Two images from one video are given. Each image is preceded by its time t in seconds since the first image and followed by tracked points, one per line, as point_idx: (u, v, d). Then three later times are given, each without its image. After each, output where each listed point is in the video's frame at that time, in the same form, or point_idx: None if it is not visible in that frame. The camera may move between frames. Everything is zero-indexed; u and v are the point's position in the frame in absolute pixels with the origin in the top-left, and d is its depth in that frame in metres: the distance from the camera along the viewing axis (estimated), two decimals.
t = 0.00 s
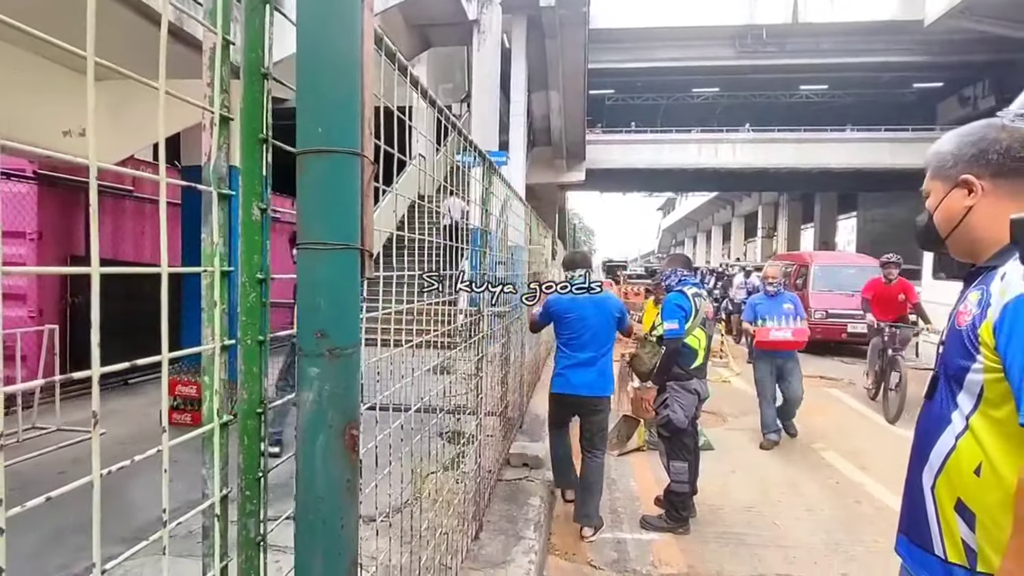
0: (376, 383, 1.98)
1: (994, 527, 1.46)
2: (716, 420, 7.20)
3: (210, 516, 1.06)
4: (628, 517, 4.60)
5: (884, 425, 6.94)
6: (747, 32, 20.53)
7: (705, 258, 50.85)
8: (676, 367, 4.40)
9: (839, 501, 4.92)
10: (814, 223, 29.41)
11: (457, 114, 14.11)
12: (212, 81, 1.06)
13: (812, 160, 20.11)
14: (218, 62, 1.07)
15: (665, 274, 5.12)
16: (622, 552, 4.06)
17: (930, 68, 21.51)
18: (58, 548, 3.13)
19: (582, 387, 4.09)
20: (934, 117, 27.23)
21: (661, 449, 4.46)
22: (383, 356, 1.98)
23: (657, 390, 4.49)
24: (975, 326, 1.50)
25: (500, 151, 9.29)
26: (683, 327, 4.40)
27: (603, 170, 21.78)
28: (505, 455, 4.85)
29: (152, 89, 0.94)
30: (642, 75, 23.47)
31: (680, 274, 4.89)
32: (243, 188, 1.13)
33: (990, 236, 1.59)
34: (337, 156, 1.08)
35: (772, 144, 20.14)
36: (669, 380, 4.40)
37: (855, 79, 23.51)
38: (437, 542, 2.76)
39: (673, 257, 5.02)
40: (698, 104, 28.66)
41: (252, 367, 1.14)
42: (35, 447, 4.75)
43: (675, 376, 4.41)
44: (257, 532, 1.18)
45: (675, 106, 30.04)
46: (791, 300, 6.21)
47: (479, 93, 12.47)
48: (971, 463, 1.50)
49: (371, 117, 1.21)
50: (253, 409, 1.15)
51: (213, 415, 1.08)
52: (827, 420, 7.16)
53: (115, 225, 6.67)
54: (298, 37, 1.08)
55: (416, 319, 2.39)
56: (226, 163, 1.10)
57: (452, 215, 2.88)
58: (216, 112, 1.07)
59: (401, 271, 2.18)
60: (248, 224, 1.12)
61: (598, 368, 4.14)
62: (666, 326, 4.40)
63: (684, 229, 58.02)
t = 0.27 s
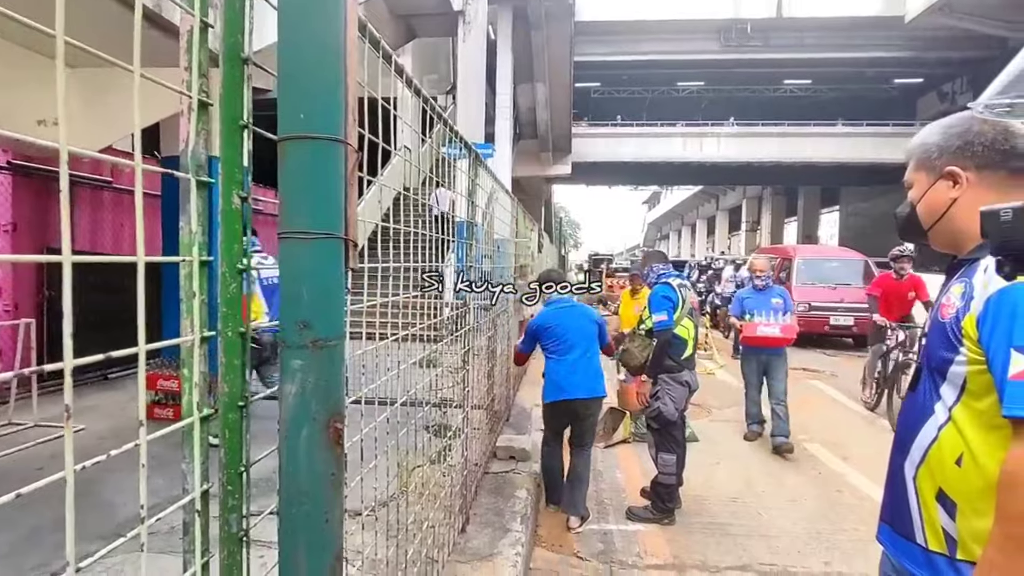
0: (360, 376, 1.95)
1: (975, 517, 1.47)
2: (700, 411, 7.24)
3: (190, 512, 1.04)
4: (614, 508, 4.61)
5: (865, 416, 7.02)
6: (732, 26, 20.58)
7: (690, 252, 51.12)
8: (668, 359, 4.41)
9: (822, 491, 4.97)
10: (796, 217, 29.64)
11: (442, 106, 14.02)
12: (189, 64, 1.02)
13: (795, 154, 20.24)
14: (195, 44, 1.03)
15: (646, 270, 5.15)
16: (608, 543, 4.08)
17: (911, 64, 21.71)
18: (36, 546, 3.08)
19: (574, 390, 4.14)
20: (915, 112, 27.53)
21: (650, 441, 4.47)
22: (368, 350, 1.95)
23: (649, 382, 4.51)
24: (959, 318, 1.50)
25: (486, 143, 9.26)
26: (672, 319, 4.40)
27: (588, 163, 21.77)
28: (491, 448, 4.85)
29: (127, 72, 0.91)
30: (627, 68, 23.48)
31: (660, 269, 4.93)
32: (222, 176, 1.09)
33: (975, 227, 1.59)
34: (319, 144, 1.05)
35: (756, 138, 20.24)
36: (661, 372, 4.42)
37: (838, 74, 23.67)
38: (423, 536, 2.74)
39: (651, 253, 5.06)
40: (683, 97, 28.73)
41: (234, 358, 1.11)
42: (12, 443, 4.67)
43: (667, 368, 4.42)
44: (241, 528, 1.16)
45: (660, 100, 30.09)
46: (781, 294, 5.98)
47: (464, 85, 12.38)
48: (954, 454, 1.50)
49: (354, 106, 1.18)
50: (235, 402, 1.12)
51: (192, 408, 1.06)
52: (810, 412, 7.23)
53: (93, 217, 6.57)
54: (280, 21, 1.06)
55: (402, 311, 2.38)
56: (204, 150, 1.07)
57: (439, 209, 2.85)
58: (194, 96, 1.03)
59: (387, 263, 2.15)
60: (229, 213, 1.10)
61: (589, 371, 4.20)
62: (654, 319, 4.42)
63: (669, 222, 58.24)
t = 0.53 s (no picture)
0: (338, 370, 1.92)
1: (945, 505, 1.49)
2: (682, 403, 7.29)
3: (159, 508, 1.01)
4: (596, 500, 4.63)
5: (842, 406, 7.12)
6: (714, 20, 20.65)
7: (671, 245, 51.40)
8: (652, 350, 4.41)
9: (799, 480, 5.03)
10: (776, 211, 29.90)
11: (425, 98, 13.91)
12: (154, 48, 0.99)
13: (775, 148, 20.40)
14: (160, 27, 0.99)
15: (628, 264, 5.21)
16: (589, 534, 4.09)
17: (889, 59, 21.96)
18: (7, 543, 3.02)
19: (562, 390, 4.13)
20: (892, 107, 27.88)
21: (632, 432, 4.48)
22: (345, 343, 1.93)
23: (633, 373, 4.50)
24: (933, 310, 1.51)
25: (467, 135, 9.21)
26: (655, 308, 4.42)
27: (571, 156, 21.78)
28: (473, 441, 4.84)
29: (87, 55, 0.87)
30: (610, 61, 23.49)
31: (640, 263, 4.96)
32: (191, 165, 1.07)
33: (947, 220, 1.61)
34: (290, 132, 1.03)
35: (737, 132, 20.37)
36: (645, 364, 4.42)
37: (818, 69, 23.87)
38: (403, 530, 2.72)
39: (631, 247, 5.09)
40: (666, 91, 28.78)
41: (203, 351, 1.09)
42: None
43: (651, 360, 4.41)
44: (212, 525, 1.13)
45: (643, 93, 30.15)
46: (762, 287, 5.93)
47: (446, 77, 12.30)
48: (925, 443, 1.52)
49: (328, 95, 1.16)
50: (206, 395, 1.10)
51: (160, 403, 1.02)
52: (788, 402, 7.32)
53: (65, 209, 6.45)
54: (249, 6, 1.03)
55: (383, 304, 2.35)
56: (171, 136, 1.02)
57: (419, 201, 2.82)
58: (160, 81, 0.99)
59: (367, 255, 2.13)
60: (198, 204, 1.07)
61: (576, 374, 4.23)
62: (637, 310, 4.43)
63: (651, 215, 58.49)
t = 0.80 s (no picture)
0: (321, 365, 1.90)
1: (921, 494, 1.51)
2: (665, 395, 7.32)
3: (136, 507, 1.00)
4: (581, 492, 4.65)
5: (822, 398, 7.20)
6: (697, 14, 20.69)
7: (656, 240, 51.62)
8: (635, 342, 4.45)
9: (780, 470, 5.08)
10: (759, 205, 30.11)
11: (408, 91, 13.81)
12: (125, 37, 0.96)
13: (758, 143, 20.53)
14: (131, 15, 0.97)
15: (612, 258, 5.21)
16: (574, 526, 4.11)
17: (870, 55, 22.16)
18: None
19: (554, 383, 4.14)
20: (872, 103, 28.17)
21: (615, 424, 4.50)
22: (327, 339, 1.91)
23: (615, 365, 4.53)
24: (910, 304, 1.52)
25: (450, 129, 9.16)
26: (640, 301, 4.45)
27: (555, 150, 21.75)
28: (458, 435, 4.84)
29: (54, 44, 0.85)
30: (594, 55, 23.46)
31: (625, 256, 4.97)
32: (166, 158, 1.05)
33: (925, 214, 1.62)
34: (265, 123, 1.01)
35: (720, 126, 20.46)
36: (627, 356, 4.44)
37: (800, 64, 24.03)
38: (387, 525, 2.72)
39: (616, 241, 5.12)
40: (649, 84, 28.81)
41: (180, 347, 1.07)
42: None
43: (635, 352, 4.45)
44: (192, 523, 1.12)
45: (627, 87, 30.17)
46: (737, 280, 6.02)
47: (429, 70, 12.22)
48: (902, 434, 1.53)
49: (306, 86, 1.14)
50: (184, 392, 1.08)
51: (136, 400, 1.00)
52: (770, 394, 7.39)
53: (39, 203, 6.33)
54: None
55: (366, 299, 2.33)
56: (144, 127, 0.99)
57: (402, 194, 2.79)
58: (131, 71, 0.96)
59: (350, 249, 2.10)
60: (173, 196, 1.06)
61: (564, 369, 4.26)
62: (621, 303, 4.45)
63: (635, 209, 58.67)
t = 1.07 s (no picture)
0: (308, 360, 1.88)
1: (908, 484, 1.51)
2: (653, 388, 7.34)
3: (121, 505, 0.98)
4: (570, 485, 4.65)
5: (807, 390, 7.26)
6: (684, 8, 20.70)
7: (643, 234, 51.76)
8: (624, 336, 4.45)
9: (767, 461, 5.12)
10: (745, 199, 30.27)
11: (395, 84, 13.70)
12: (105, 23, 0.94)
13: (745, 137, 20.61)
14: (111, 1, 0.94)
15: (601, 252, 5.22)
16: (563, 519, 4.11)
17: (855, 50, 22.30)
18: None
19: (538, 366, 4.17)
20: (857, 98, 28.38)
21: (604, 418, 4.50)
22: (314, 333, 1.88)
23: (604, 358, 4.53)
24: (898, 296, 1.52)
25: (437, 122, 9.11)
26: (628, 295, 4.47)
27: (543, 144, 21.71)
28: (447, 430, 4.82)
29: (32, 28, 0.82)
30: (581, 49, 23.42)
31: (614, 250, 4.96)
32: (148, 148, 1.02)
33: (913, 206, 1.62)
34: (250, 113, 0.99)
35: (707, 121, 20.51)
36: (616, 349, 4.44)
37: (786, 58, 24.12)
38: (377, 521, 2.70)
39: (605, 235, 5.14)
40: (637, 78, 28.79)
41: (165, 342, 1.05)
42: None
43: (623, 346, 4.45)
44: (178, 520, 1.09)
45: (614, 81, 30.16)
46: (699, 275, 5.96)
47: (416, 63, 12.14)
48: (890, 425, 1.54)
49: (293, 76, 1.12)
50: (169, 387, 1.06)
51: (120, 396, 0.97)
52: (757, 386, 7.44)
53: (18, 197, 6.21)
54: None
55: (354, 293, 2.31)
56: (125, 116, 0.97)
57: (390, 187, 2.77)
58: (112, 58, 0.94)
59: (338, 242, 2.09)
60: (156, 187, 1.03)
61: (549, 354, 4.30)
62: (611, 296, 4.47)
63: (623, 204, 58.78)
